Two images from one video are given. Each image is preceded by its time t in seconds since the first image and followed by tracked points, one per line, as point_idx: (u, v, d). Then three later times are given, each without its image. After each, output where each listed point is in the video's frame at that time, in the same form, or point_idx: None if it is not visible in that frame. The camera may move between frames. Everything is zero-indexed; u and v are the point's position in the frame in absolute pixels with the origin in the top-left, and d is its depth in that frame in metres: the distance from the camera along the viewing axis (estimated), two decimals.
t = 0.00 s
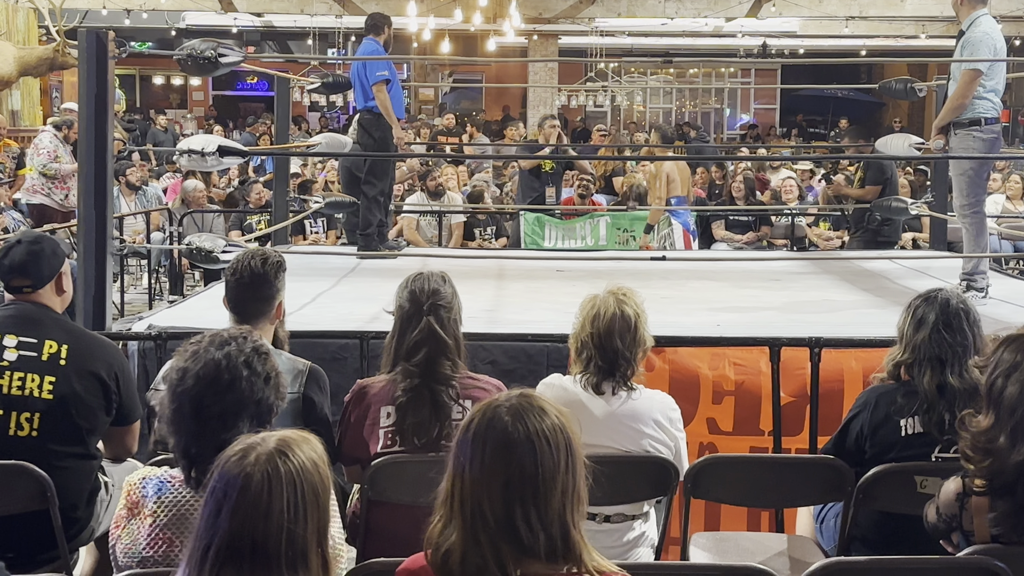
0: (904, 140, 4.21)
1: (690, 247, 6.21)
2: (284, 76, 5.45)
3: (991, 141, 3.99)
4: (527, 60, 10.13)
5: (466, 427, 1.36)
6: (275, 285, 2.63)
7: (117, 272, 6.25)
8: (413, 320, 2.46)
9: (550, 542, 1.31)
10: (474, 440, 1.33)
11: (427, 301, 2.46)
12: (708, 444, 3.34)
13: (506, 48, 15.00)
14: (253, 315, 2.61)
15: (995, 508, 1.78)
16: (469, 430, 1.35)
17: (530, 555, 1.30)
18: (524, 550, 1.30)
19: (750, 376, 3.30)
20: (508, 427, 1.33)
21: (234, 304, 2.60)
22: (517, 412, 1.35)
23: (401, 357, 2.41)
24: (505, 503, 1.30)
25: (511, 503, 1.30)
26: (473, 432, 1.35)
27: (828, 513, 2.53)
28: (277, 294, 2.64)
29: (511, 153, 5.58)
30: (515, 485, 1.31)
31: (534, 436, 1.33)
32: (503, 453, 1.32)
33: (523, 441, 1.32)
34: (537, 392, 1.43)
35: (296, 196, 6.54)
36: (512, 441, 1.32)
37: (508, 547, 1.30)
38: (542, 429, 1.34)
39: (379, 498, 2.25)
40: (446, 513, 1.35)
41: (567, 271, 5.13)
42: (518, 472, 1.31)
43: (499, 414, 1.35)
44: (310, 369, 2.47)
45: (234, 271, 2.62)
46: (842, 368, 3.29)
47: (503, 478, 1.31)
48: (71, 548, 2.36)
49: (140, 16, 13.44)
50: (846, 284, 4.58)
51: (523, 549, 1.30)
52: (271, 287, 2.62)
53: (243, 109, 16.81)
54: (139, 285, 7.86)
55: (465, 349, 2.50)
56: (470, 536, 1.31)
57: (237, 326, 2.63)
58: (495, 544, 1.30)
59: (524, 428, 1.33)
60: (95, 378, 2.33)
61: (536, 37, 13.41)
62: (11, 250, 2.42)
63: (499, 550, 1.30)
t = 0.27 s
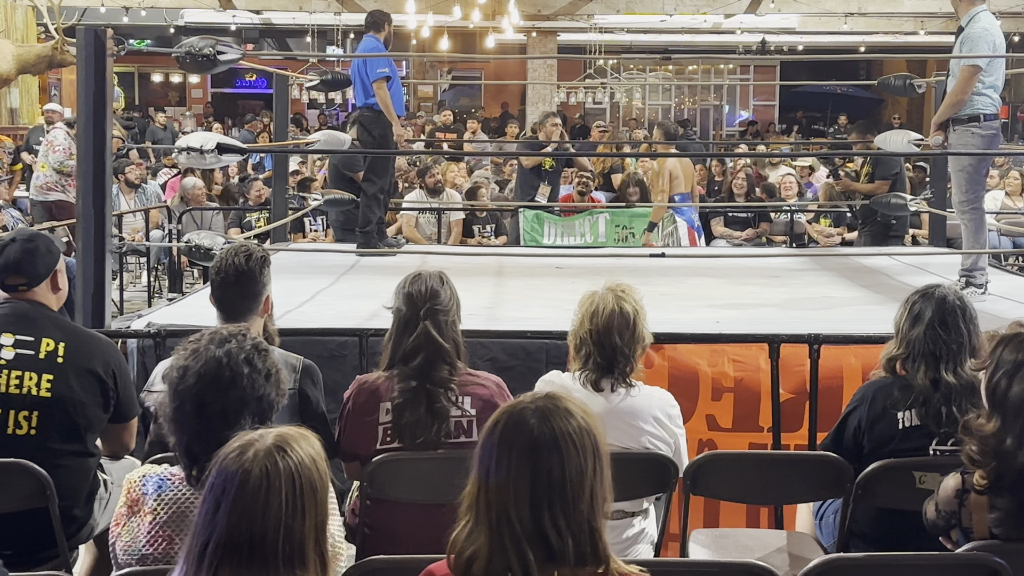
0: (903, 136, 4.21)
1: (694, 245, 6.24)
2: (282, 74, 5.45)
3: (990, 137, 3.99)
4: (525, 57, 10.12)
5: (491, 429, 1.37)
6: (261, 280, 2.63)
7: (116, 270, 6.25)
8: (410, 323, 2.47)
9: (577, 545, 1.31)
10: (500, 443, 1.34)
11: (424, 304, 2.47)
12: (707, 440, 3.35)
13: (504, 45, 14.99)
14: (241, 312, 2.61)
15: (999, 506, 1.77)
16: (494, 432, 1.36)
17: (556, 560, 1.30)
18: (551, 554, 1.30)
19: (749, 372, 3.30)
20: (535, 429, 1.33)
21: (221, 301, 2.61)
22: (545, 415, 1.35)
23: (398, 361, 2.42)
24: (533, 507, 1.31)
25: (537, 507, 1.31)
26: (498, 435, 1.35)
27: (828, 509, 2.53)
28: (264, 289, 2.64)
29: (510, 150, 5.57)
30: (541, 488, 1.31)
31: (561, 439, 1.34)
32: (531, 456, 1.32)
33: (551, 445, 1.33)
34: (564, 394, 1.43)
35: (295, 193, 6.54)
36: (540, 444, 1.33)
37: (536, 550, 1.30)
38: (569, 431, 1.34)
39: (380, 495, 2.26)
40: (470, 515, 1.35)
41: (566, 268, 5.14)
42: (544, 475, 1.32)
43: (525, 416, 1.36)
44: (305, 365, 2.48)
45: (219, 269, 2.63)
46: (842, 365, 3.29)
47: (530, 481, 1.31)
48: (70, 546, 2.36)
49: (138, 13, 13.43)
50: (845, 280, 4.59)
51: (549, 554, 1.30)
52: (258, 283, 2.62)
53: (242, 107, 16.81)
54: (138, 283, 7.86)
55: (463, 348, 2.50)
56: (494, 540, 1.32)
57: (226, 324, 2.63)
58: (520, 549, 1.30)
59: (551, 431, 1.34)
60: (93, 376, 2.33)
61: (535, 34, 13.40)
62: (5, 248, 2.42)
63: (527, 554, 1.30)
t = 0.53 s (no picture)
0: (897, 132, 4.22)
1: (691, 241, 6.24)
2: (276, 71, 5.44)
3: (984, 133, 3.99)
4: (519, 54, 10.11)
5: (492, 419, 1.37)
6: (247, 275, 2.63)
7: (110, 268, 6.23)
8: (400, 323, 2.46)
9: (575, 531, 1.31)
10: (500, 434, 1.34)
11: (414, 304, 2.46)
12: (702, 437, 3.35)
13: (499, 42, 14.98)
14: (227, 307, 2.61)
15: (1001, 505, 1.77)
16: (494, 422, 1.36)
17: (558, 547, 1.30)
18: (550, 539, 1.30)
19: (743, 369, 3.31)
20: (534, 418, 1.33)
21: (205, 297, 2.61)
22: (543, 404, 1.36)
23: (389, 362, 2.41)
24: (532, 493, 1.31)
25: (537, 494, 1.31)
26: (498, 425, 1.35)
27: (822, 506, 2.53)
28: (250, 283, 2.64)
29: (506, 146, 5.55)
30: (541, 477, 1.32)
31: (561, 428, 1.34)
32: (530, 444, 1.33)
33: (551, 434, 1.33)
34: (563, 384, 1.43)
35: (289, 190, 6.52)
36: (539, 433, 1.33)
37: (533, 537, 1.30)
38: (568, 420, 1.35)
39: (375, 493, 2.26)
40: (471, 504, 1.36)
41: (561, 265, 5.14)
42: (544, 464, 1.32)
43: (524, 406, 1.36)
44: (295, 361, 2.48)
45: (204, 264, 2.62)
46: (836, 361, 3.30)
47: (529, 470, 1.32)
48: (65, 544, 2.36)
49: (132, 11, 13.38)
50: (839, 277, 4.59)
51: (549, 541, 1.30)
52: (243, 277, 2.62)
53: (236, 104, 16.77)
54: (132, 281, 7.85)
55: (455, 345, 2.49)
56: (494, 529, 1.32)
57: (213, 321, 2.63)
58: (520, 538, 1.30)
59: (550, 420, 1.34)
60: (85, 373, 2.32)
61: (529, 31, 13.39)
62: None
63: (525, 540, 1.30)
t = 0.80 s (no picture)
0: (886, 129, 4.23)
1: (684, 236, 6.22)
2: (266, 69, 5.42)
3: (973, 130, 4.00)
4: (510, 51, 10.10)
5: (504, 437, 1.38)
6: (235, 273, 2.62)
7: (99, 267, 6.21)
8: (387, 322, 2.45)
9: (581, 548, 1.32)
10: (513, 452, 1.35)
11: (401, 302, 2.46)
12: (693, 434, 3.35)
13: (489, 39, 14.97)
14: (215, 304, 2.60)
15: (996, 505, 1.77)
16: (506, 440, 1.37)
17: (562, 562, 1.31)
18: (555, 555, 1.31)
19: (733, 365, 3.31)
20: (546, 436, 1.35)
21: (194, 295, 2.60)
22: (556, 423, 1.37)
23: (377, 360, 2.41)
24: (540, 508, 1.32)
25: (546, 510, 1.32)
26: (510, 443, 1.36)
27: (811, 502, 2.54)
28: (237, 282, 2.63)
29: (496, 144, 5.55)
30: (551, 494, 1.33)
31: (573, 447, 1.35)
32: (540, 461, 1.34)
33: (564, 453, 1.34)
34: (574, 405, 1.44)
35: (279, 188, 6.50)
36: (551, 451, 1.34)
37: (537, 551, 1.31)
38: (581, 440, 1.36)
39: (365, 491, 2.25)
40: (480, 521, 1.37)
41: (551, 262, 5.14)
42: (554, 482, 1.33)
43: (535, 425, 1.37)
44: (284, 359, 2.49)
45: (192, 262, 2.61)
46: (825, 357, 3.31)
47: (539, 486, 1.32)
48: (54, 543, 2.35)
49: (121, 9, 13.32)
50: (829, 273, 4.60)
51: (556, 558, 1.31)
52: (232, 275, 2.61)
53: (226, 102, 16.72)
54: (122, 279, 7.82)
55: (442, 342, 2.49)
56: (502, 544, 1.33)
57: (202, 319, 2.62)
58: (528, 553, 1.31)
59: (562, 440, 1.35)
60: (72, 371, 2.31)
61: (519, 29, 13.39)
62: None
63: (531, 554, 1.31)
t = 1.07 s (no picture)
0: (872, 127, 4.24)
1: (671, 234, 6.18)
2: (252, 67, 5.40)
3: (959, 128, 4.02)
4: (496, 49, 10.12)
5: (497, 464, 1.38)
6: (230, 273, 2.60)
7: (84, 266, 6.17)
8: (374, 322, 2.45)
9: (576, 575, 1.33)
10: (506, 481, 1.34)
11: (389, 301, 2.45)
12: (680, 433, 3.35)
13: (475, 37, 14.96)
14: (207, 304, 2.58)
15: (984, 500, 1.78)
16: (499, 470, 1.36)
17: None
18: None
19: (720, 363, 3.32)
20: (539, 468, 1.34)
21: (188, 295, 2.58)
22: (548, 454, 1.36)
23: (365, 358, 2.41)
24: (535, 538, 1.32)
25: (540, 539, 1.32)
26: (502, 473, 1.36)
27: (798, 498, 2.54)
28: (232, 282, 2.62)
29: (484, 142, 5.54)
30: (545, 524, 1.32)
31: (567, 477, 1.34)
32: (534, 491, 1.33)
33: (557, 485, 1.33)
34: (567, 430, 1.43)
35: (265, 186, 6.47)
36: (544, 482, 1.33)
37: None
38: (573, 468, 1.35)
39: (351, 489, 2.24)
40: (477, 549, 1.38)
41: (538, 260, 5.13)
42: (548, 511, 1.32)
43: (528, 456, 1.36)
44: (273, 353, 2.52)
45: (186, 262, 2.59)
46: (811, 355, 3.32)
47: (533, 518, 1.32)
48: (40, 542, 2.33)
49: (106, 7, 13.25)
50: (815, 271, 4.61)
51: None
52: (226, 275, 2.59)
53: (212, 100, 16.64)
54: (107, 279, 7.77)
55: (430, 341, 2.49)
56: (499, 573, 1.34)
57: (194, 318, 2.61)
58: None
59: (555, 469, 1.34)
60: (56, 369, 2.29)
61: (506, 27, 13.39)
62: None
63: None
